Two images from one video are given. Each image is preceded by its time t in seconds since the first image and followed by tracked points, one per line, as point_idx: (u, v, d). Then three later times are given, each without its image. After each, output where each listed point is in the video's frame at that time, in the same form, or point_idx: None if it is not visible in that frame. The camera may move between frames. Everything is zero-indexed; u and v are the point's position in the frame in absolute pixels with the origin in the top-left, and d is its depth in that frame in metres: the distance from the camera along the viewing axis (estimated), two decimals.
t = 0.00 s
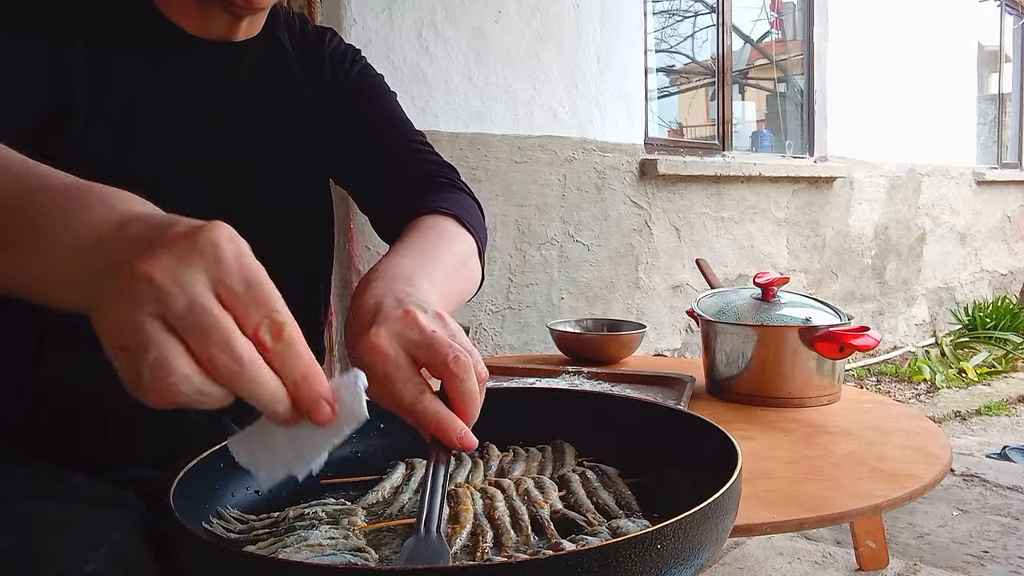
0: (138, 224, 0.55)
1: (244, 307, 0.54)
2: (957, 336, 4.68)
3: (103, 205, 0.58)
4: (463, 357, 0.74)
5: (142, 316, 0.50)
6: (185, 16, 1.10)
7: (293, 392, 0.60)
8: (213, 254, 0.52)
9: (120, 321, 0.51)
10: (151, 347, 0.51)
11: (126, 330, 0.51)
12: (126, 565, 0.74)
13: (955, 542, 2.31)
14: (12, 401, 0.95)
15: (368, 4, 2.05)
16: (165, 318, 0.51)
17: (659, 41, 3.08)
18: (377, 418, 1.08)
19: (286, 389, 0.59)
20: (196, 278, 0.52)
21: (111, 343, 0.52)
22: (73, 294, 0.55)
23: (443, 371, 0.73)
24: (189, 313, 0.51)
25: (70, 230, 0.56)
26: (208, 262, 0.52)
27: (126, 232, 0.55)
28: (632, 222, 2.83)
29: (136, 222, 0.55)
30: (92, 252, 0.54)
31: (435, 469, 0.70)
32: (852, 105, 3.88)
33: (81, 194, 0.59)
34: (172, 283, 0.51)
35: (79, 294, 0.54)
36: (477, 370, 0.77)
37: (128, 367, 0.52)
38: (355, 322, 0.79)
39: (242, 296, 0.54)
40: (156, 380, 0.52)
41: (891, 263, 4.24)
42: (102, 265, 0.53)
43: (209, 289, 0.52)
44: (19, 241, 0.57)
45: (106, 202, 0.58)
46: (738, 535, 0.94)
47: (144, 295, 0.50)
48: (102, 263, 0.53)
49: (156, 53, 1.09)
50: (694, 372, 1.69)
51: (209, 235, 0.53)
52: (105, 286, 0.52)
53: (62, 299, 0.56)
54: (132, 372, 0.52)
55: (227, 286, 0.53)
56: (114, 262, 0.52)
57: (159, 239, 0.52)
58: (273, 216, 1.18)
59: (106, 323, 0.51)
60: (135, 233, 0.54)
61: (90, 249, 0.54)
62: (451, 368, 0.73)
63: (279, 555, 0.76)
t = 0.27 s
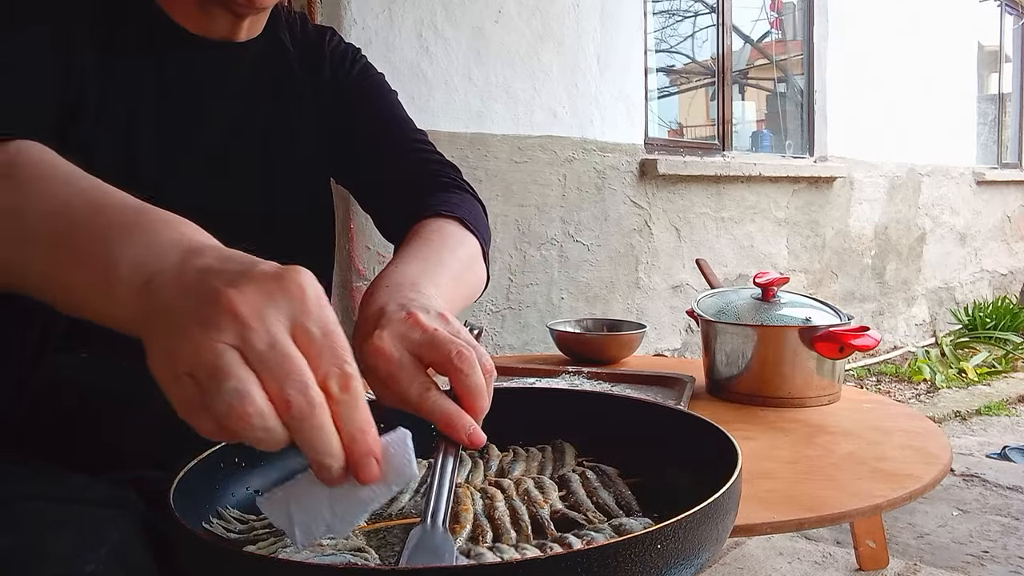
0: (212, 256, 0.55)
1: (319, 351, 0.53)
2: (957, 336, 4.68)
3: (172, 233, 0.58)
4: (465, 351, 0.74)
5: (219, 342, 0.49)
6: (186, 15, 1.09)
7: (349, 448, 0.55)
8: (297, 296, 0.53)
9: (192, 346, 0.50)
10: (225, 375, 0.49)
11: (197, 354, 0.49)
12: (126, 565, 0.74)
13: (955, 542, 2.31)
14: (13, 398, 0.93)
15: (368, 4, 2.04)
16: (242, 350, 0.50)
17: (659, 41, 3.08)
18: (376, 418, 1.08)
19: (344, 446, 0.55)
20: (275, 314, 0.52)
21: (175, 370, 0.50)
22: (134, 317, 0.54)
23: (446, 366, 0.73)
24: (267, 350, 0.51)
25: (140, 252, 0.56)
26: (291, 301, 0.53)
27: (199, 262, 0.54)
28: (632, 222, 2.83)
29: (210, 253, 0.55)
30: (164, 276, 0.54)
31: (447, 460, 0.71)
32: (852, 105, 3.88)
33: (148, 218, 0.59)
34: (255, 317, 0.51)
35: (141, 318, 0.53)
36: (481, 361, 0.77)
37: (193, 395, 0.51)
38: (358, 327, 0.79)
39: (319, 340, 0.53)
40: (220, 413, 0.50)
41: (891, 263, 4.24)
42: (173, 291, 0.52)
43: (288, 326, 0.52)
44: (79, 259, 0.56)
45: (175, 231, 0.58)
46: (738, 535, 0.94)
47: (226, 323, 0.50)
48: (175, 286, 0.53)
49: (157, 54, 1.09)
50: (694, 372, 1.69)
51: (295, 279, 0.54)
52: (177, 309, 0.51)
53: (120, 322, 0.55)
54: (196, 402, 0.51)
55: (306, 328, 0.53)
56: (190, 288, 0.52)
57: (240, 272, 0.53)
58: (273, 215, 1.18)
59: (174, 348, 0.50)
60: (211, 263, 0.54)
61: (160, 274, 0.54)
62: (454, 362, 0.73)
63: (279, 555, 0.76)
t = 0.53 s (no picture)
0: (266, 280, 0.58)
1: (366, 389, 0.56)
2: (957, 336, 4.68)
3: (223, 251, 0.60)
4: (488, 342, 0.80)
5: (275, 372, 0.52)
6: (192, 16, 1.09)
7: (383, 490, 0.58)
8: (350, 330, 0.56)
9: (247, 373, 0.52)
10: (279, 409, 0.51)
11: (251, 384, 0.51)
12: (127, 565, 0.74)
13: (955, 542, 2.31)
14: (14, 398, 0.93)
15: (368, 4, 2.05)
16: (295, 384, 0.52)
17: (659, 41, 3.08)
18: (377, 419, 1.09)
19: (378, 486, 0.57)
20: (329, 349, 0.54)
21: (224, 395, 0.52)
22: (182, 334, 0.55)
23: (470, 355, 0.79)
24: (320, 387, 0.53)
25: (192, 268, 0.58)
26: (345, 337, 0.55)
27: (254, 285, 0.57)
28: (632, 222, 2.83)
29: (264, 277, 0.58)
30: (218, 296, 0.56)
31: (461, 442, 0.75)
32: (851, 105, 3.88)
33: (201, 234, 0.61)
34: (312, 350, 0.53)
35: (189, 335, 0.55)
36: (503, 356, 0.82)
37: (237, 423, 0.52)
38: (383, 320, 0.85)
39: (369, 378, 0.56)
40: (267, 446, 0.51)
41: (891, 262, 4.24)
42: (229, 311, 0.55)
43: (341, 360, 0.55)
44: (128, 271, 0.58)
45: (227, 251, 0.60)
46: (738, 535, 0.94)
47: (284, 353, 0.52)
48: (231, 308, 0.55)
49: (164, 52, 1.09)
50: (694, 372, 1.69)
51: (351, 316, 0.57)
52: (232, 332, 0.53)
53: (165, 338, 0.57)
54: (241, 426, 0.52)
55: (357, 366, 0.55)
56: (248, 311, 0.54)
57: (298, 300, 0.55)
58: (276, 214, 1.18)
59: (226, 371, 0.52)
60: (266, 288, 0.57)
61: (215, 294, 0.56)
62: (476, 351, 0.79)
63: (278, 554, 0.76)
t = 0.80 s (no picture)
0: (301, 319, 0.55)
1: (393, 460, 0.54)
2: (957, 336, 4.69)
3: (261, 283, 0.58)
4: (496, 341, 0.79)
5: (299, 446, 0.51)
6: (198, 16, 1.09)
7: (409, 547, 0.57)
8: (379, 397, 0.53)
9: (273, 442, 0.52)
10: (301, 486, 0.51)
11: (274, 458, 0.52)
12: (127, 566, 0.74)
13: (955, 542, 2.31)
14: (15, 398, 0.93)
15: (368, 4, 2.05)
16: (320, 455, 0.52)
17: (659, 41, 3.08)
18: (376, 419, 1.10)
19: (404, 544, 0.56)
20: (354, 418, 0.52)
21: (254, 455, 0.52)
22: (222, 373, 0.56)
23: (478, 354, 0.79)
24: (344, 460, 0.52)
25: (229, 303, 0.57)
26: (372, 406, 0.53)
27: (288, 329, 0.55)
28: (632, 222, 2.83)
29: (300, 315, 0.55)
30: (253, 342, 0.55)
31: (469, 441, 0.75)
32: (852, 105, 3.88)
33: (238, 261, 0.59)
34: (336, 420, 0.52)
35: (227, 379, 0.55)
36: (511, 355, 0.81)
37: (266, 486, 0.53)
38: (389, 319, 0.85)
39: (395, 449, 0.54)
40: (287, 524, 0.52)
41: (891, 262, 4.24)
42: (262, 362, 0.54)
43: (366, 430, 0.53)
44: (168, 302, 0.58)
45: (265, 280, 0.58)
46: (738, 535, 0.94)
47: (308, 425, 0.51)
48: (264, 359, 0.54)
49: (170, 51, 1.08)
50: (694, 372, 1.69)
51: (380, 379, 0.53)
52: (262, 394, 0.53)
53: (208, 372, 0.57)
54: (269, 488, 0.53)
55: (384, 436, 0.53)
56: (279, 367, 0.53)
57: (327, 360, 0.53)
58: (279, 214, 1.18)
59: (256, 436, 0.52)
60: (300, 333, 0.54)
61: (250, 337, 0.55)
62: (484, 350, 0.78)
63: (278, 555, 0.76)
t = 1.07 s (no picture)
0: (325, 327, 0.54)
1: (415, 476, 0.52)
2: (957, 336, 4.68)
3: (288, 286, 0.56)
4: (510, 338, 0.80)
5: (323, 462, 0.51)
6: (201, 18, 1.08)
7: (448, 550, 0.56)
8: (400, 410, 0.51)
9: (300, 457, 0.51)
10: (326, 501, 0.51)
11: (302, 471, 0.51)
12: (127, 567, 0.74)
13: (955, 542, 2.31)
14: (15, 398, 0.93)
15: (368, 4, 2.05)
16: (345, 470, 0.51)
17: (659, 41, 3.08)
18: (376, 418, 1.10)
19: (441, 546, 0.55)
20: (375, 434, 0.51)
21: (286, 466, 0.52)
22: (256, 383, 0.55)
23: (491, 351, 0.79)
24: (368, 472, 0.51)
25: (257, 312, 0.55)
26: (390, 418, 0.51)
27: (311, 338, 0.53)
28: (632, 222, 2.83)
29: (323, 321, 0.54)
30: (280, 354, 0.54)
31: (484, 437, 0.79)
32: (851, 104, 3.88)
33: (264, 263, 0.57)
34: (356, 436, 0.50)
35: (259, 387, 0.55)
36: (523, 353, 0.82)
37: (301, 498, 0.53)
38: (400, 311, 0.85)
39: (419, 460, 0.52)
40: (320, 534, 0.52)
41: (891, 262, 4.24)
42: (289, 373, 0.53)
43: (387, 447, 0.51)
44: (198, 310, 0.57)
45: (291, 280, 0.57)
46: (738, 535, 0.94)
47: (330, 442, 0.50)
48: (291, 373, 0.53)
49: (174, 52, 1.07)
50: (694, 372, 1.69)
51: (397, 391, 0.51)
52: (287, 411, 0.52)
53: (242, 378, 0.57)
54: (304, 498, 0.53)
55: (407, 450, 0.51)
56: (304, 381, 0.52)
57: (346, 374, 0.51)
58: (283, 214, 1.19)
59: (285, 451, 0.52)
60: (323, 342, 0.53)
61: (277, 349, 0.54)
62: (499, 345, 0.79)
63: (279, 554, 0.76)
